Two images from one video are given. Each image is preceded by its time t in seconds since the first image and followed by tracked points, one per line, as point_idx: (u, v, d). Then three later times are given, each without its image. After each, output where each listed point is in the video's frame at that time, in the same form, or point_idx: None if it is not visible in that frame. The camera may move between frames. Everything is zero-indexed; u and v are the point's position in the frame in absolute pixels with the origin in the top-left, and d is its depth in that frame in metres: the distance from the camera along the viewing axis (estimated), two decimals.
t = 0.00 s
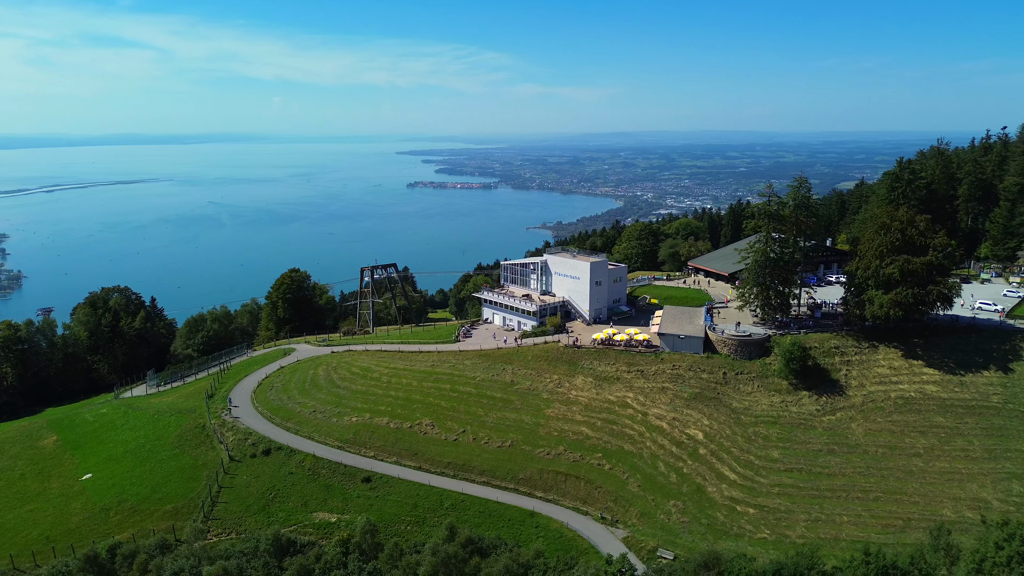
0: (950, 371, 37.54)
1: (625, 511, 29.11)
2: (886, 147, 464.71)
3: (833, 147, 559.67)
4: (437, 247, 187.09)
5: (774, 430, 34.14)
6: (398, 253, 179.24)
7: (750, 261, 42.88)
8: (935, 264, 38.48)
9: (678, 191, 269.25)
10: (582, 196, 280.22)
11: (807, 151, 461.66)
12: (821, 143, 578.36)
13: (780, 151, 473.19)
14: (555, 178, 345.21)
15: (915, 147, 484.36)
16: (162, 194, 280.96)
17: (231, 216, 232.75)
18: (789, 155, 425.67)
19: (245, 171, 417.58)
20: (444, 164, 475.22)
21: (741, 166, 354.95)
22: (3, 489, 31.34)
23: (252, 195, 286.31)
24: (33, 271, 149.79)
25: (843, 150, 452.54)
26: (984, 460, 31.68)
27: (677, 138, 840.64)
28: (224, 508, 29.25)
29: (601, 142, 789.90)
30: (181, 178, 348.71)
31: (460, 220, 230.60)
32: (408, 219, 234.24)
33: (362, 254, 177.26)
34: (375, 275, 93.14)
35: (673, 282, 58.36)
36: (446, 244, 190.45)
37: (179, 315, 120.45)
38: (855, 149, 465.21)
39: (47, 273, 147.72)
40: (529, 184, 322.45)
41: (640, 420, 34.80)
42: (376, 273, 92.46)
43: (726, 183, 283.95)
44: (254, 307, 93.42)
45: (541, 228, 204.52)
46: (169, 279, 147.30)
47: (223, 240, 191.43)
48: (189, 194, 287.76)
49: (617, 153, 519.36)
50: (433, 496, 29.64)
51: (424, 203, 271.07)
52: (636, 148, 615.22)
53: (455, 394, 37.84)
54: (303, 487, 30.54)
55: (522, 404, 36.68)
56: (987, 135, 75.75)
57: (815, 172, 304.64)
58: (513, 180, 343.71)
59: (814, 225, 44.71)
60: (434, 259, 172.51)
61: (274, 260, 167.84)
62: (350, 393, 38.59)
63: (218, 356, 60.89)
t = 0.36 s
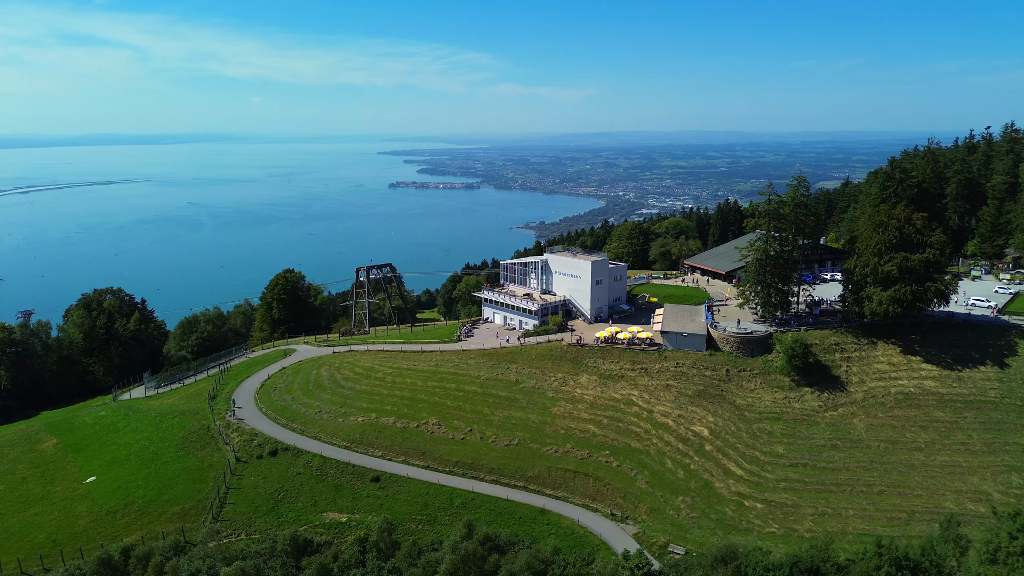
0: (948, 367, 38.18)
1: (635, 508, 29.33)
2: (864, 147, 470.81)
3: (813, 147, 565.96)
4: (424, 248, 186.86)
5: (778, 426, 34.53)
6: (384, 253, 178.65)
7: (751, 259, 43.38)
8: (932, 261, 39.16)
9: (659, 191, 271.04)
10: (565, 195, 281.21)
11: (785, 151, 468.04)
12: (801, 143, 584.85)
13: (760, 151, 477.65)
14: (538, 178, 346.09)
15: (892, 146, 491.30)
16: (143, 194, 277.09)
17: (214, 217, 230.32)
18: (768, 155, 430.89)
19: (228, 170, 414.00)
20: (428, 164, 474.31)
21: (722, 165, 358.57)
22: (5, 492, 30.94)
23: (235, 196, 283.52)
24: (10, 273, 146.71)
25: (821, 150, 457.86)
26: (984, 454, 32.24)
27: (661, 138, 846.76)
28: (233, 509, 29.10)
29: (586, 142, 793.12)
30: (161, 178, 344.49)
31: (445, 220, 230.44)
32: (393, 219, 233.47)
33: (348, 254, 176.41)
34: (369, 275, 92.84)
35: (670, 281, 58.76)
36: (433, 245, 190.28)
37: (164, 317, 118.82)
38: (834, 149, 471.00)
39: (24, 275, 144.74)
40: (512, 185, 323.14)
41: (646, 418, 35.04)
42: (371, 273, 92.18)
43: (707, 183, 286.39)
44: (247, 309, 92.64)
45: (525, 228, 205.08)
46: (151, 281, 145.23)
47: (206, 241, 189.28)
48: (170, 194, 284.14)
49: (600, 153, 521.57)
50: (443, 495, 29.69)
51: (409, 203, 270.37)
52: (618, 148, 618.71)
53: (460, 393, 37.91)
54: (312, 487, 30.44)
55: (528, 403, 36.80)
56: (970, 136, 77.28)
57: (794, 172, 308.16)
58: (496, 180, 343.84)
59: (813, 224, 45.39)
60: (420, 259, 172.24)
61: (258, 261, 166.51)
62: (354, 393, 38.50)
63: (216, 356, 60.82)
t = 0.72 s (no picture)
0: (946, 363, 38.77)
1: (643, 505, 29.53)
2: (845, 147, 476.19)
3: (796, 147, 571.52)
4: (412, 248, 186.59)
5: (782, 422, 34.92)
6: (371, 254, 178.06)
7: (752, 257, 43.84)
8: (930, 260, 39.78)
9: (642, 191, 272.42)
10: (549, 195, 282.01)
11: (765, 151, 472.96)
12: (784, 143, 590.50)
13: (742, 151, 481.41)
14: (521, 178, 346.74)
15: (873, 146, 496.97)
16: (125, 195, 273.54)
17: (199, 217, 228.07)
18: (749, 155, 434.93)
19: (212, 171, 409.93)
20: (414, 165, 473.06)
21: (704, 165, 361.54)
22: (7, 496, 30.56)
23: (220, 197, 281.07)
24: None
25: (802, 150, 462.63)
26: (983, 448, 32.75)
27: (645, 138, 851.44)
28: (241, 510, 28.98)
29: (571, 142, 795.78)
30: (143, 179, 340.44)
31: (432, 220, 230.24)
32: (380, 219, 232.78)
33: (335, 255, 175.58)
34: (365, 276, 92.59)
35: (668, 280, 59.16)
36: (421, 245, 190.13)
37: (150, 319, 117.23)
38: (815, 149, 476.25)
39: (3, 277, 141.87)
40: (496, 184, 323.53)
41: (650, 415, 35.31)
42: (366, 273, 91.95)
43: (690, 183, 288.53)
44: (241, 310, 91.93)
45: (510, 228, 205.44)
46: (135, 281, 143.20)
47: (190, 242, 187.08)
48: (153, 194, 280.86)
49: (584, 153, 524.03)
50: (452, 493, 29.74)
51: (396, 204, 269.71)
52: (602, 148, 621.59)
53: (465, 392, 37.96)
54: (319, 487, 30.40)
55: (533, 401, 36.95)
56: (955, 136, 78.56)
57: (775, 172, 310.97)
58: (480, 180, 344.26)
59: (812, 223, 45.92)
60: (408, 260, 171.96)
61: (244, 262, 165.30)
62: (359, 393, 38.44)
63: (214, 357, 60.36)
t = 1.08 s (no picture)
0: (943, 358, 39.44)
1: (652, 501, 29.73)
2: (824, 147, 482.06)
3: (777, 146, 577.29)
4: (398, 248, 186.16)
5: (785, 418, 35.35)
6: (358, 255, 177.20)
7: (752, 256, 44.36)
8: (926, 257, 40.50)
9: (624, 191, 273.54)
10: (531, 195, 282.90)
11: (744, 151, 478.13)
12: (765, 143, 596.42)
13: (722, 151, 485.47)
14: (503, 178, 347.23)
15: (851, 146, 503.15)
16: (105, 194, 269.21)
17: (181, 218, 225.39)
18: (729, 155, 439.49)
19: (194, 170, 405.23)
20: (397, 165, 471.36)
21: (684, 165, 364.72)
22: (11, 500, 30.16)
23: (201, 197, 277.79)
24: None
25: (782, 150, 467.67)
26: (982, 441, 33.37)
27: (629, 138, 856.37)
28: (251, 511, 28.88)
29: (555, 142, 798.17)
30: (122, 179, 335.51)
31: (417, 220, 229.82)
32: (366, 220, 231.69)
33: (321, 256, 174.65)
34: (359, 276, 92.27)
35: (665, 279, 59.59)
36: (408, 245, 189.69)
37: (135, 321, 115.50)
38: (794, 149, 481.70)
39: None
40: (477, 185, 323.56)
41: (656, 413, 35.57)
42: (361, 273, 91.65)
43: (672, 183, 290.34)
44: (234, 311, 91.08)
45: (494, 228, 205.74)
46: (117, 282, 140.97)
47: (172, 243, 184.65)
48: (134, 194, 276.76)
49: (566, 153, 526.42)
50: (462, 491, 29.82)
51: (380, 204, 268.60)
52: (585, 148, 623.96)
53: (471, 391, 38.02)
54: (329, 487, 30.31)
55: (539, 399, 37.08)
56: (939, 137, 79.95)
57: (755, 172, 313.76)
58: (462, 180, 343.84)
59: (811, 221, 46.54)
60: (395, 260, 171.33)
61: (228, 263, 163.62)
62: (364, 393, 38.36)
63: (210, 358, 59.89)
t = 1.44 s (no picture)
0: (940, 354, 40.09)
1: (661, 497, 29.95)
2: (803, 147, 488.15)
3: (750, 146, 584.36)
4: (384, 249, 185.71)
5: (788, 414, 35.78)
6: (344, 256, 176.49)
7: (752, 254, 44.79)
8: (924, 255, 41.14)
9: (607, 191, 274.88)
10: (514, 195, 283.70)
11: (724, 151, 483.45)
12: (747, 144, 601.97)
13: (704, 151, 489.58)
14: (486, 178, 347.68)
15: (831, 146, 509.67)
16: (85, 195, 265.17)
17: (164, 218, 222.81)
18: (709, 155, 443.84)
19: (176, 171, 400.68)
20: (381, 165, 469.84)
21: (666, 165, 367.56)
22: (15, 504, 29.78)
23: (183, 197, 274.98)
24: None
25: (759, 150, 472.30)
26: (981, 435, 33.98)
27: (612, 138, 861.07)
28: (261, 512, 28.78)
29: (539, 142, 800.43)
30: (102, 179, 330.89)
31: (403, 220, 229.30)
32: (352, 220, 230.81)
33: (306, 257, 173.74)
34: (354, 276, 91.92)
35: (663, 277, 60.02)
36: (395, 245, 189.33)
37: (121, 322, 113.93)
38: (775, 149, 487.08)
39: None
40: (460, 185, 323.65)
41: (661, 410, 35.84)
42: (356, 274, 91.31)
43: (654, 183, 292.48)
44: (228, 312, 90.11)
45: (478, 228, 205.99)
46: (100, 282, 138.83)
47: (155, 244, 182.43)
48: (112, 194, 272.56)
49: (548, 153, 528.50)
50: (472, 490, 29.91)
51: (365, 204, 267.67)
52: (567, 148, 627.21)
53: (476, 390, 38.09)
54: (339, 487, 30.25)
55: (544, 398, 37.22)
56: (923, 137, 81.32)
57: (735, 171, 316.79)
58: (445, 180, 343.94)
59: (809, 219, 47.07)
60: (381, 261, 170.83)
61: (213, 264, 162.14)
62: (369, 393, 38.30)
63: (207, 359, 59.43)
